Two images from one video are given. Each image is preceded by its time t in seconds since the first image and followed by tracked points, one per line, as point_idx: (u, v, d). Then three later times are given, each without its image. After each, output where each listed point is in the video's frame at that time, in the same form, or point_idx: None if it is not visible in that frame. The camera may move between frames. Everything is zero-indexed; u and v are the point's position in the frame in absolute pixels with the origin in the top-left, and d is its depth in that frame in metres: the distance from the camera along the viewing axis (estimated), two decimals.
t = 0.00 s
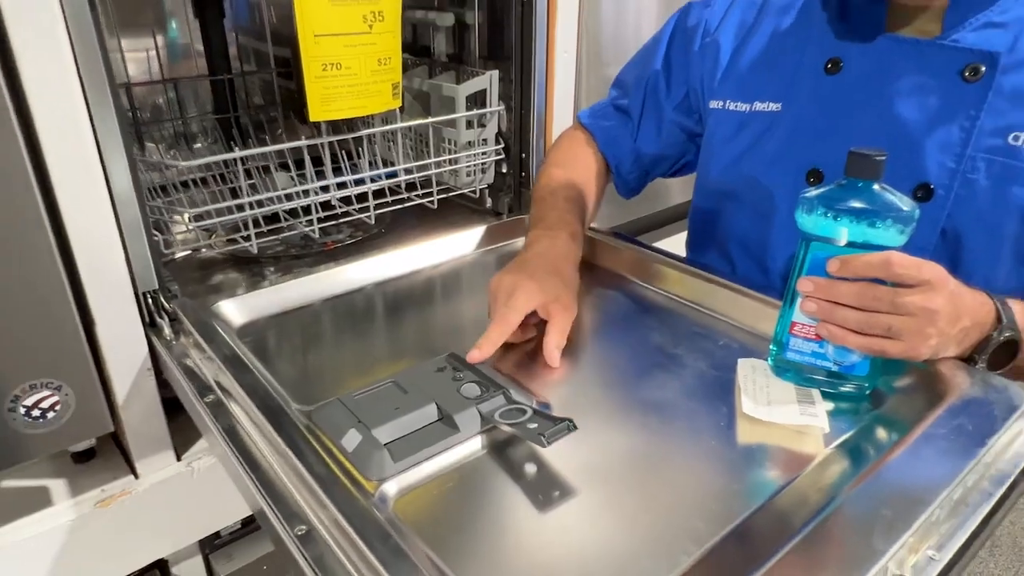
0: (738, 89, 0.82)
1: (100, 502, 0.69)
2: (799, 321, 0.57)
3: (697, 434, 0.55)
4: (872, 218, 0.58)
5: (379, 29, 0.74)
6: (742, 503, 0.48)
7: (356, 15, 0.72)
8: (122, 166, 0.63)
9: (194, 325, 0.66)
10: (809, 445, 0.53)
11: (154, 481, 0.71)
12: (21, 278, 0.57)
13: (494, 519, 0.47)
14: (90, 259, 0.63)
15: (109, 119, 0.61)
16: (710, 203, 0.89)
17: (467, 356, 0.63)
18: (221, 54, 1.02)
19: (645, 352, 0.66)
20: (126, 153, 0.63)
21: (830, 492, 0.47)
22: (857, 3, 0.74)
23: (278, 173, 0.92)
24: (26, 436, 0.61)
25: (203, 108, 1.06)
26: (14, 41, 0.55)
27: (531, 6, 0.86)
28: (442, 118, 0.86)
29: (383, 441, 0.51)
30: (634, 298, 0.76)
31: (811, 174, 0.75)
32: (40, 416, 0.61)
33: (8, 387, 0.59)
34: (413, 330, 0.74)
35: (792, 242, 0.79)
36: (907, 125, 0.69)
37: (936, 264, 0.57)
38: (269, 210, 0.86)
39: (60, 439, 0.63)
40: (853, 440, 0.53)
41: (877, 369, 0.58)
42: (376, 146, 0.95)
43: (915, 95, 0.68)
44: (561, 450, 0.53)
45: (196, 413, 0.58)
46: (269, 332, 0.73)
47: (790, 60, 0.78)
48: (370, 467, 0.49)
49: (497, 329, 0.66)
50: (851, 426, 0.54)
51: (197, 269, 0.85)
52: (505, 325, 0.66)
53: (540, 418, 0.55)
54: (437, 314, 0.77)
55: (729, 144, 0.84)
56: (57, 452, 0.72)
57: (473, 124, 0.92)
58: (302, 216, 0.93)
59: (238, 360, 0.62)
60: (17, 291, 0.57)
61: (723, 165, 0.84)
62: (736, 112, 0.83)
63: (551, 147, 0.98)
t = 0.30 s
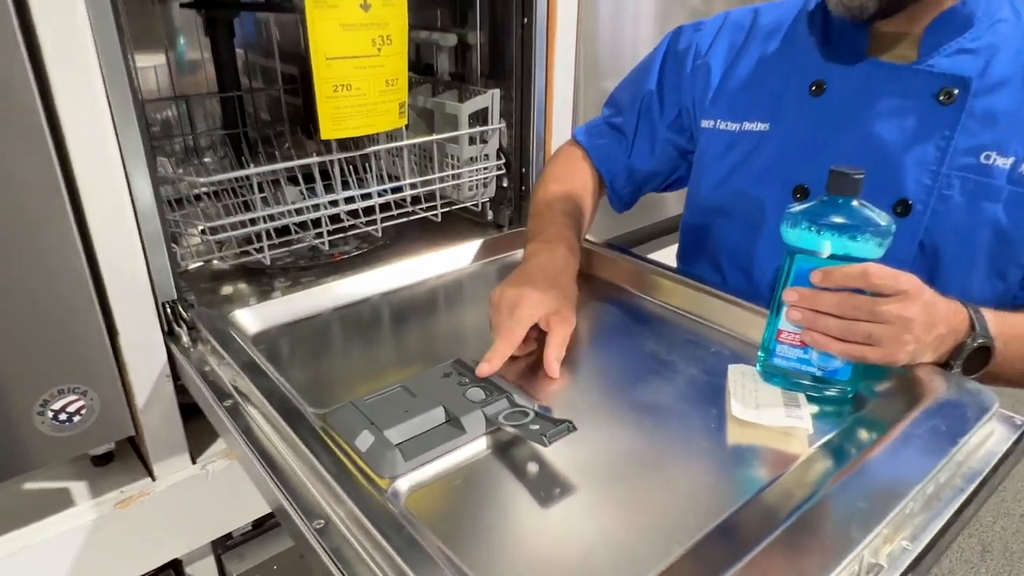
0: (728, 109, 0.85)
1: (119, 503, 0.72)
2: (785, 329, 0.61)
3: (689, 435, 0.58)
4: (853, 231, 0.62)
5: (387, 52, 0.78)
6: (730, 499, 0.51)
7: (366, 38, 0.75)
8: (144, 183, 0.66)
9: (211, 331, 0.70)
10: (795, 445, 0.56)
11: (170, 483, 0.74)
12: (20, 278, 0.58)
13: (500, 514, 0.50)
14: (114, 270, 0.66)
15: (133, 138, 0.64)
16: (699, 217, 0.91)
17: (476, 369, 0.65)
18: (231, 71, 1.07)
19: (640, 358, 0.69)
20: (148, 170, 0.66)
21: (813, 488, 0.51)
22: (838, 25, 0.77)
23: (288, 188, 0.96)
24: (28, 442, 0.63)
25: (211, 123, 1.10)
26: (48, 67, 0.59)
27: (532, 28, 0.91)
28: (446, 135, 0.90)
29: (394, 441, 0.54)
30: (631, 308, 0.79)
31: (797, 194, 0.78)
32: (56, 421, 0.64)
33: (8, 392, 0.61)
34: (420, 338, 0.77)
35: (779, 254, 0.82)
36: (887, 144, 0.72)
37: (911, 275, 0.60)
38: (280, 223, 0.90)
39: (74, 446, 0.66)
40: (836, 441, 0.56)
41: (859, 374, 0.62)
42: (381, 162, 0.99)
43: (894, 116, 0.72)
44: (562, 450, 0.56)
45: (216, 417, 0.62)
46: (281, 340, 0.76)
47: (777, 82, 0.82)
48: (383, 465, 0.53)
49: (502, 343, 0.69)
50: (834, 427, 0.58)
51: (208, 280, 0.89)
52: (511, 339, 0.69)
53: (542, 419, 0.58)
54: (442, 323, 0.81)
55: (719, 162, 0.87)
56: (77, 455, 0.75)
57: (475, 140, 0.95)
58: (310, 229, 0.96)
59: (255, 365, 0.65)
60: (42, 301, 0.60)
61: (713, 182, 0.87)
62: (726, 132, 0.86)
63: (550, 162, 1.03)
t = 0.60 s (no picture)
0: (720, 133, 0.90)
1: (143, 505, 0.75)
2: (773, 338, 0.65)
3: (684, 438, 0.62)
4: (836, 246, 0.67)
5: (398, 77, 0.83)
6: (721, 497, 0.55)
7: (377, 65, 0.80)
8: (171, 201, 0.71)
9: (232, 341, 0.74)
10: (783, 446, 0.60)
11: (191, 486, 0.78)
12: (46, 283, 0.62)
13: (506, 511, 0.54)
14: (142, 283, 0.70)
15: (162, 159, 0.69)
16: (690, 237, 0.95)
17: (365, 381, 0.67)
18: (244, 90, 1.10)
19: (638, 366, 0.74)
20: (175, 189, 0.71)
21: (796, 484, 0.55)
22: (819, 52, 0.83)
23: (301, 205, 1.00)
24: (28, 442, 0.66)
25: (224, 141, 1.14)
26: (87, 95, 0.63)
27: (534, 53, 0.97)
28: (452, 155, 0.95)
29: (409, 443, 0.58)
30: (629, 318, 0.84)
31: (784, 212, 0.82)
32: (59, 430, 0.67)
33: (9, 392, 0.63)
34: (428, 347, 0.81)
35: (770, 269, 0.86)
36: (866, 165, 0.77)
37: (889, 287, 0.65)
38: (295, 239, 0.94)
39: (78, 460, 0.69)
40: (819, 443, 0.60)
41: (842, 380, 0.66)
42: (390, 180, 1.03)
43: (873, 139, 0.77)
44: (565, 452, 0.60)
45: (239, 422, 0.65)
46: (297, 349, 0.81)
47: (764, 107, 0.86)
48: (398, 465, 0.57)
49: (434, 353, 0.69)
50: (819, 430, 0.62)
51: (223, 292, 0.93)
52: (414, 339, 0.71)
53: (546, 422, 0.62)
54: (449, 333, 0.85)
55: (710, 182, 0.91)
56: (103, 460, 0.79)
57: (480, 159, 1.00)
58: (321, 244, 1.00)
59: (276, 372, 0.69)
60: (67, 309, 0.64)
61: (704, 202, 0.92)
62: (718, 154, 0.90)
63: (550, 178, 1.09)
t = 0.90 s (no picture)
0: (711, 158, 0.95)
1: (167, 508, 0.80)
2: (759, 350, 0.70)
3: (677, 444, 0.67)
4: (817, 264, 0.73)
5: (408, 105, 0.88)
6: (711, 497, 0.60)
7: (389, 94, 0.85)
8: (198, 222, 0.75)
9: (254, 354, 0.78)
10: (769, 451, 0.65)
11: (211, 491, 0.82)
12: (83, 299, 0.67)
13: (513, 510, 0.59)
14: (170, 298, 0.75)
15: (191, 184, 0.74)
16: (679, 259, 0.99)
17: (368, 443, 0.64)
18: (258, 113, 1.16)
19: (634, 377, 0.78)
20: (201, 211, 0.76)
21: (780, 484, 0.59)
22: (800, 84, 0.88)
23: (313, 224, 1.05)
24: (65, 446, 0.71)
25: (236, 161, 1.19)
26: (125, 125, 0.68)
27: (535, 80, 1.02)
28: (458, 177, 1.00)
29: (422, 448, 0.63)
30: (627, 332, 0.88)
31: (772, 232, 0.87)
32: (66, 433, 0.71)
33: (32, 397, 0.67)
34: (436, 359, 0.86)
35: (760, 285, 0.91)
36: (846, 188, 0.82)
37: (863, 302, 0.70)
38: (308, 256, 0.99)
39: (80, 468, 0.73)
40: (803, 447, 0.65)
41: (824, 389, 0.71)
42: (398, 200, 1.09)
43: (851, 165, 0.82)
44: (567, 457, 0.65)
45: (261, 429, 0.70)
46: (312, 361, 0.85)
47: (751, 134, 0.92)
48: (412, 468, 0.61)
49: (431, 409, 0.66)
50: (803, 436, 0.66)
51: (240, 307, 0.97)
52: (404, 392, 0.70)
53: (549, 428, 0.67)
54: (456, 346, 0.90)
55: (702, 204, 0.96)
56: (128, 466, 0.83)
57: (484, 180, 1.06)
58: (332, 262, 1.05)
59: (295, 382, 0.73)
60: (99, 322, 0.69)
61: (695, 223, 0.96)
62: (709, 178, 0.95)
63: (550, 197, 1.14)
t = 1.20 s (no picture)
0: (703, 179, 1.01)
1: (193, 507, 0.85)
2: (746, 358, 0.75)
3: (670, 445, 0.72)
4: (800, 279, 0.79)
5: (419, 129, 0.94)
6: (701, 490, 0.65)
7: (402, 119, 0.91)
8: (225, 239, 0.81)
9: (276, 360, 0.83)
10: (755, 450, 0.70)
11: (233, 492, 0.88)
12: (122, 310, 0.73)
13: (519, 505, 0.64)
14: (198, 310, 0.81)
15: (219, 203, 0.80)
16: (674, 273, 1.04)
17: (385, 443, 0.70)
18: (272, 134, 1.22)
19: (631, 383, 0.84)
20: (228, 228, 0.81)
21: (763, 480, 0.64)
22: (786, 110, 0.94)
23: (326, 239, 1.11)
24: (101, 445, 0.77)
25: (252, 179, 1.25)
26: (162, 150, 0.74)
27: (537, 104, 1.08)
28: (465, 195, 1.06)
29: (435, 447, 0.68)
30: (624, 341, 0.94)
31: (759, 249, 0.93)
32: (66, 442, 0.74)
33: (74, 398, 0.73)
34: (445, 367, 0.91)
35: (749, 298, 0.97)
36: (828, 208, 0.88)
37: (841, 314, 0.75)
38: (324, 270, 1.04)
39: (76, 477, 0.76)
40: (787, 447, 0.70)
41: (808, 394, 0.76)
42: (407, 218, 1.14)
43: (832, 186, 0.88)
44: (569, 456, 0.70)
45: (283, 431, 0.75)
46: (329, 369, 0.91)
47: (740, 158, 0.98)
48: (427, 465, 0.66)
49: (443, 412, 0.72)
50: (788, 437, 0.71)
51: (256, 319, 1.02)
52: (419, 397, 0.75)
53: (553, 430, 0.72)
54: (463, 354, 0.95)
55: (695, 223, 1.01)
56: (154, 468, 0.89)
57: (489, 198, 1.12)
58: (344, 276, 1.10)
59: (315, 388, 0.79)
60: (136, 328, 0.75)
61: (688, 240, 1.02)
62: (702, 198, 1.01)
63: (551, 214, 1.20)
